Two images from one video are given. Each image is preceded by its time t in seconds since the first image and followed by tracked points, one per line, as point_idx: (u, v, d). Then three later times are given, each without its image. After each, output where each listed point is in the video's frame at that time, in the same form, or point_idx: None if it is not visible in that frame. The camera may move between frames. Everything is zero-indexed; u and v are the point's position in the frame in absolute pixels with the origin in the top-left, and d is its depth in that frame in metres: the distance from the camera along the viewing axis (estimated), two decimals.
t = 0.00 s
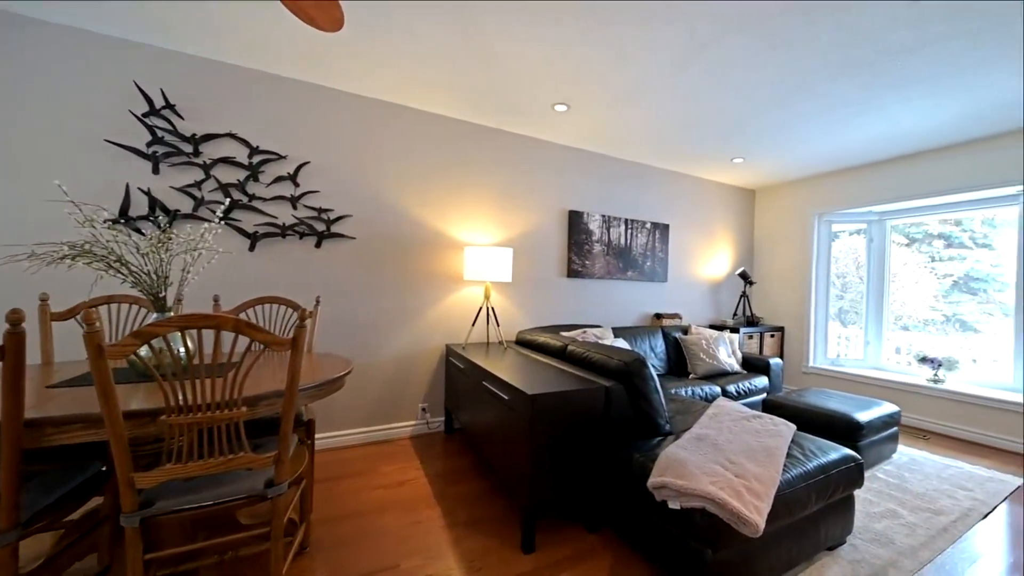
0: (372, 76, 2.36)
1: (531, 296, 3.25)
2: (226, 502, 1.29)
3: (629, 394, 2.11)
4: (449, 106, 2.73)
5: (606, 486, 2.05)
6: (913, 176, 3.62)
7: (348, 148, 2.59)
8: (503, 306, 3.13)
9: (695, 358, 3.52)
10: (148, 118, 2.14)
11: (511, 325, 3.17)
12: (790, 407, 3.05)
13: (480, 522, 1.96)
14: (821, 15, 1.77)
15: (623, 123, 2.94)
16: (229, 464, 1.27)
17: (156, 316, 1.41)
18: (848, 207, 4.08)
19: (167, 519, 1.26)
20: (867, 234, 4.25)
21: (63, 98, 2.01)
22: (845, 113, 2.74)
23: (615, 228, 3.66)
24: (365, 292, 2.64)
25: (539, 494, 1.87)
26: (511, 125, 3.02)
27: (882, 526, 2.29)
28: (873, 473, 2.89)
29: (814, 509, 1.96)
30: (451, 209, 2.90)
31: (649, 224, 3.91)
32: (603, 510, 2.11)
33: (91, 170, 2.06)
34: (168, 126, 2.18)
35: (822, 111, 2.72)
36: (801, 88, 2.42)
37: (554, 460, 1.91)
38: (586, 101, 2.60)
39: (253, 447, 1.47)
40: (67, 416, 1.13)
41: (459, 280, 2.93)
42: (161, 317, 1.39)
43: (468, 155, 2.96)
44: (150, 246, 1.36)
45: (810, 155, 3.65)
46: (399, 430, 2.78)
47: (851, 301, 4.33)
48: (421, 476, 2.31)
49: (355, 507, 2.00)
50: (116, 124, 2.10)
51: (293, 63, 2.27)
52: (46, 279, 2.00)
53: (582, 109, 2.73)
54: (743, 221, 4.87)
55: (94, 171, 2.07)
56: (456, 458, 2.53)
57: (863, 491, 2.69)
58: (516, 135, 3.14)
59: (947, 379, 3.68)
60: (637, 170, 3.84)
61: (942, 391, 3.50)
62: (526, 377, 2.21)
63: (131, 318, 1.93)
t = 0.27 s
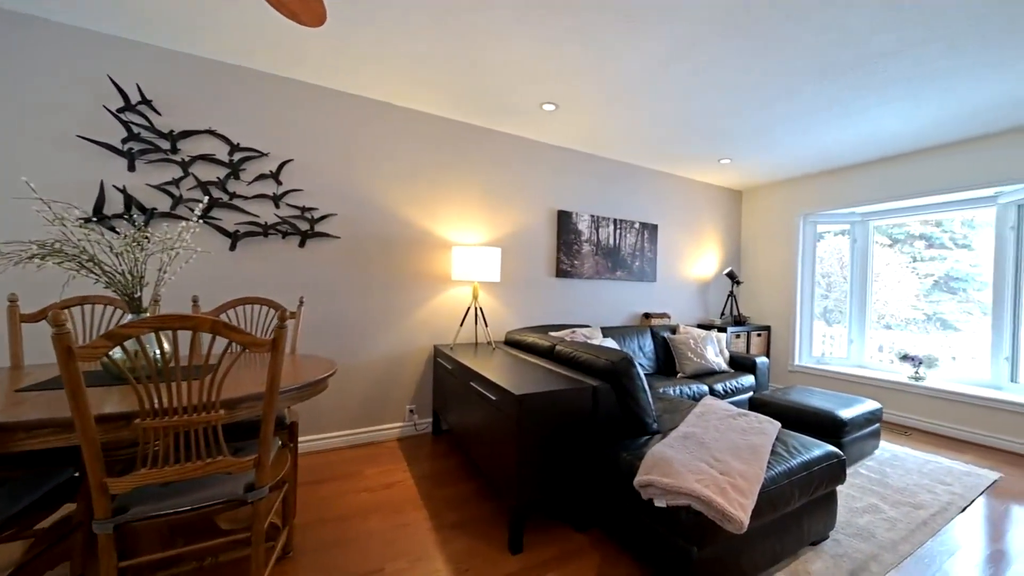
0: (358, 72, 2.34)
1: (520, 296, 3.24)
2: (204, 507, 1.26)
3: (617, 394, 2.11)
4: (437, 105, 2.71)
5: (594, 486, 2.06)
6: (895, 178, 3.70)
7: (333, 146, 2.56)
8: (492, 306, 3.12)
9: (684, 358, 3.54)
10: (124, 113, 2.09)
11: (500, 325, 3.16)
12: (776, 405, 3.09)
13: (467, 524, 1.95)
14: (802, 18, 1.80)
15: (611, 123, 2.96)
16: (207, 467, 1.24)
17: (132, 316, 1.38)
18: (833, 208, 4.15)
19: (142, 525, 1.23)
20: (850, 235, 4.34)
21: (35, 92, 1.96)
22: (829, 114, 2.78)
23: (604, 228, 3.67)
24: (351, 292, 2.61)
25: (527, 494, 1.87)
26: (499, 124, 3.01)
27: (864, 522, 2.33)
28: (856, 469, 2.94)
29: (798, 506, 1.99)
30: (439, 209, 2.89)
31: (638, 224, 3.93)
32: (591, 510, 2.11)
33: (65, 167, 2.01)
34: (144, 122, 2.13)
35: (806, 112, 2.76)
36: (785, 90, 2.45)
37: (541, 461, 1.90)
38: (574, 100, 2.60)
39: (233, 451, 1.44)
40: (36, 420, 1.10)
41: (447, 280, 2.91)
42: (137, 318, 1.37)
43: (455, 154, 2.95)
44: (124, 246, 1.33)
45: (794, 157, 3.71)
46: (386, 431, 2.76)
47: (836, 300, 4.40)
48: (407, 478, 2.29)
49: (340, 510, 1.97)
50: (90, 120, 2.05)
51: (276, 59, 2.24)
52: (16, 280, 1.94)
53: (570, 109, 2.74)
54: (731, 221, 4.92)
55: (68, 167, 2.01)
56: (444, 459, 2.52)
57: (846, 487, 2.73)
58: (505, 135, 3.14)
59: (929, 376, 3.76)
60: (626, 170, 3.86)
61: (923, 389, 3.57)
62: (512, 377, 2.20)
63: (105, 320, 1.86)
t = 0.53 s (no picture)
0: (341, 70, 2.31)
1: (506, 297, 3.24)
2: (177, 514, 1.23)
3: (603, 394, 2.12)
4: (422, 103, 2.69)
5: (579, 486, 2.06)
6: (875, 181, 3.80)
7: (316, 144, 2.52)
8: (478, 307, 3.10)
9: (670, 357, 3.57)
10: (95, 108, 2.03)
11: (486, 326, 3.15)
12: (759, 404, 3.13)
13: (451, 526, 1.93)
14: (782, 21, 1.83)
15: (598, 124, 2.97)
16: (180, 473, 1.21)
17: (101, 318, 1.35)
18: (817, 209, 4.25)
19: (111, 534, 1.19)
20: (832, 236, 4.44)
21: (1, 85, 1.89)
22: (809, 117, 2.83)
23: (591, 229, 3.69)
24: (334, 292, 2.58)
25: (511, 496, 1.86)
26: (485, 124, 3.00)
27: (844, 517, 2.38)
28: (836, 466, 3.00)
29: (780, 503, 2.01)
30: (424, 209, 2.87)
31: (625, 225, 3.95)
32: (576, 510, 2.10)
33: (32, 162, 1.94)
34: (116, 118, 2.07)
35: (788, 115, 2.80)
36: (767, 92, 2.49)
37: (526, 461, 1.90)
38: (559, 100, 2.61)
39: (209, 456, 1.41)
40: None
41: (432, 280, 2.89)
42: (106, 319, 1.34)
43: (441, 154, 2.93)
44: (93, 245, 1.29)
45: (778, 159, 3.77)
46: (370, 434, 2.72)
47: (818, 301, 4.49)
48: (391, 481, 2.26)
49: (322, 515, 1.94)
50: (60, 115, 1.98)
51: (256, 55, 2.20)
52: None
53: (556, 109, 2.74)
54: (716, 222, 4.98)
55: (35, 163, 1.94)
56: (429, 461, 2.50)
57: (827, 484, 2.78)
58: (491, 135, 3.13)
59: (907, 374, 3.85)
60: (613, 171, 3.88)
61: (902, 387, 3.65)
62: (496, 377, 2.20)
63: (74, 322, 1.80)
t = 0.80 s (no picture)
0: (327, 68, 2.30)
1: (494, 297, 3.23)
2: (152, 520, 1.20)
3: (589, 394, 2.13)
4: (408, 103, 2.68)
5: (566, 486, 2.06)
6: (854, 184, 3.90)
7: (300, 143, 2.49)
8: (466, 308, 3.09)
9: (657, 358, 3.61)
10: (69, 104, 1.98)
11: (474, 327, 3.15)
12: (743, 403, 3.18)
13: (437, 528, 1.92)
14: (764, 26, 1.87)
15: (585, 125, 2.99)
16: (155, 478, 1.18)
17: (73, 319, 1.31)
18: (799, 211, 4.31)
19: (81, 542, 1.15)
20: (815, 238, 4.54)
21: None
22: (791, 121, 2.89)
23: (579, 230, 3.71)
24: (319, 293, 2.55)
25: (497, 496, 1.85)
26: (473, 124, 3.00)
27: (825, 513, 2.42)
28: (818, 464, 3.06)
29: (762, 500, 2.04)
30: (411, 209, 2.85)
31: (612, 226, 3.98)
32: (563, 511, 2.11)
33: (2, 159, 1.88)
34: (91, 114, 2.02)
35: (770, 118, 2.86)
36: (751, 95, 2.53)
37: (512, 462, 1.89)
38: (546, 101, 2.62)
39: (187, 460, 1.38)
40: None
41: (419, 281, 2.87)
42: (79, 320, 1.31)
43: (428, 154, 2.92)
44: (63, 244, 1.26)
45: (762, 162, 3.84)
46: (356, 436, 2.69)
47: (802, 301, 4.57)
48: (377, 484, 2.24)
49: (305, 519, 1.91)
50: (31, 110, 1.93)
51: (239, 51, 2.17)
52: None
53: (543, 110, 2.75)
54: (703, 224, 5.05)
55: (4, 160, 1.88)
56: (415, 463, 2.48)
57: (809, 481, 2.84)
58: (479, 135, 3.13)
59: (886, 373, 3.95)
60: (601, 172, 3.91)
61: (881, 385, 3.74)
62: (482, 378, 2.19)
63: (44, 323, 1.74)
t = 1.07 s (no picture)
0: (312, 66, 2.27)
1: (482, 298, 3.23)
2: (127, 527, 1.17)
3: (576, 394, 2.13)
4: (395, 102, 2.66)
5: (553, 487, 2.06)
6: (836, 187, 3.99)
7: (284, 141, 2.46)
8: (453, 308, 3.08)
9: (644, 357, 3.64)
10: (41, 99, 1.92)
11: (462, 327, 3.13)
12: (729, 402, 3.22)
13: (423, 531, 1.90)
14: (748, 31, 1.90)
15: (574, 126, 3.01)
16: (129, 483, 1.15)
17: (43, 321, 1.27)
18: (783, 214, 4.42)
19: (51, 551, 1.12)
20: (798, 239, 4.63)
21: None
22: (775, 124, 2.94)
23: (568, 230, 3.72)
24: (303, 294, 2.52)
25: (484, 498, 1.84)
26: (461, 124, 2.99)
27: (808, 510, 2.47)
28: (801, 461, 3.11)
29: (747, 498, 2.07)
30: (398, 209, 2.83)
31: (600, 227, 4.00)
32: (550, 511, 2.11)
33: None
34: (65, 109, 1.96)
35: (754, 121, 2.90)
36: (735, 98, 2.56)
37: (499, 463, 1.89)
38: (534, 102, 2.62)
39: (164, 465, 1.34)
40: None
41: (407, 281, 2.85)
42: (50, 321, 1.27)
43: (415, 153, 2.90)
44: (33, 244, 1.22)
45: (747, 164, 3.90)
46: (341, 439, 2.66)
47: (786, 301, 4.65)
48: (362, 487, 2.22)
49: (288, 523, 1.88)
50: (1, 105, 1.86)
51: (221, 47, 2.13)
52: None
53: (531, 111, 2.76)
54: (690, 225, 5.11)
55: None
56: (401, 465, 2.46)
57: (792, 478, 2.89)
58: (467, 135, 3.12)
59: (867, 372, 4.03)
60: (589, 174, 3.93)
61: (862, 383, 3.83)
62: (469, 379, 2.18)
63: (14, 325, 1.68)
